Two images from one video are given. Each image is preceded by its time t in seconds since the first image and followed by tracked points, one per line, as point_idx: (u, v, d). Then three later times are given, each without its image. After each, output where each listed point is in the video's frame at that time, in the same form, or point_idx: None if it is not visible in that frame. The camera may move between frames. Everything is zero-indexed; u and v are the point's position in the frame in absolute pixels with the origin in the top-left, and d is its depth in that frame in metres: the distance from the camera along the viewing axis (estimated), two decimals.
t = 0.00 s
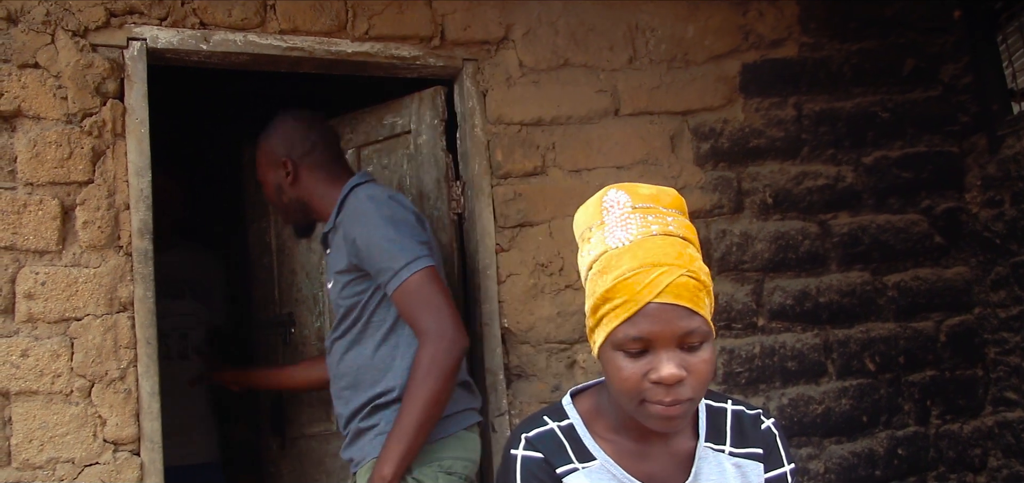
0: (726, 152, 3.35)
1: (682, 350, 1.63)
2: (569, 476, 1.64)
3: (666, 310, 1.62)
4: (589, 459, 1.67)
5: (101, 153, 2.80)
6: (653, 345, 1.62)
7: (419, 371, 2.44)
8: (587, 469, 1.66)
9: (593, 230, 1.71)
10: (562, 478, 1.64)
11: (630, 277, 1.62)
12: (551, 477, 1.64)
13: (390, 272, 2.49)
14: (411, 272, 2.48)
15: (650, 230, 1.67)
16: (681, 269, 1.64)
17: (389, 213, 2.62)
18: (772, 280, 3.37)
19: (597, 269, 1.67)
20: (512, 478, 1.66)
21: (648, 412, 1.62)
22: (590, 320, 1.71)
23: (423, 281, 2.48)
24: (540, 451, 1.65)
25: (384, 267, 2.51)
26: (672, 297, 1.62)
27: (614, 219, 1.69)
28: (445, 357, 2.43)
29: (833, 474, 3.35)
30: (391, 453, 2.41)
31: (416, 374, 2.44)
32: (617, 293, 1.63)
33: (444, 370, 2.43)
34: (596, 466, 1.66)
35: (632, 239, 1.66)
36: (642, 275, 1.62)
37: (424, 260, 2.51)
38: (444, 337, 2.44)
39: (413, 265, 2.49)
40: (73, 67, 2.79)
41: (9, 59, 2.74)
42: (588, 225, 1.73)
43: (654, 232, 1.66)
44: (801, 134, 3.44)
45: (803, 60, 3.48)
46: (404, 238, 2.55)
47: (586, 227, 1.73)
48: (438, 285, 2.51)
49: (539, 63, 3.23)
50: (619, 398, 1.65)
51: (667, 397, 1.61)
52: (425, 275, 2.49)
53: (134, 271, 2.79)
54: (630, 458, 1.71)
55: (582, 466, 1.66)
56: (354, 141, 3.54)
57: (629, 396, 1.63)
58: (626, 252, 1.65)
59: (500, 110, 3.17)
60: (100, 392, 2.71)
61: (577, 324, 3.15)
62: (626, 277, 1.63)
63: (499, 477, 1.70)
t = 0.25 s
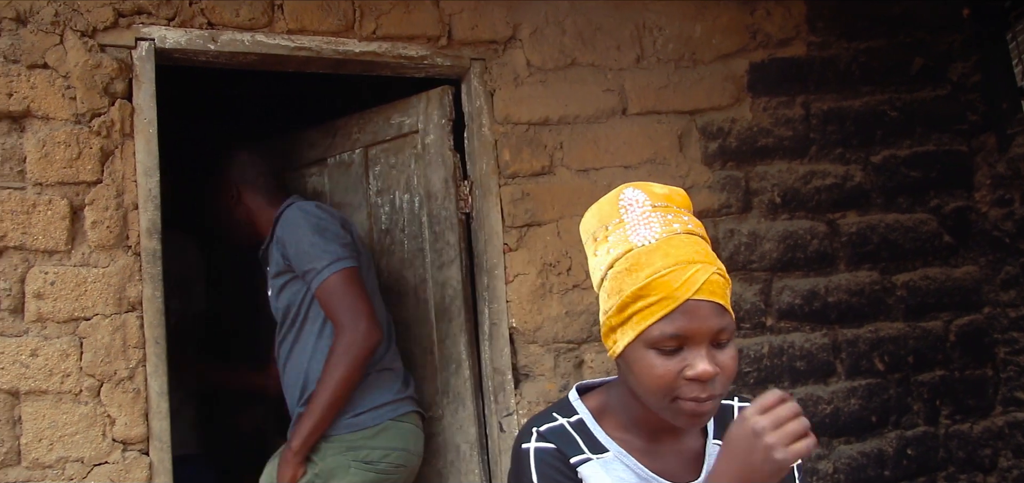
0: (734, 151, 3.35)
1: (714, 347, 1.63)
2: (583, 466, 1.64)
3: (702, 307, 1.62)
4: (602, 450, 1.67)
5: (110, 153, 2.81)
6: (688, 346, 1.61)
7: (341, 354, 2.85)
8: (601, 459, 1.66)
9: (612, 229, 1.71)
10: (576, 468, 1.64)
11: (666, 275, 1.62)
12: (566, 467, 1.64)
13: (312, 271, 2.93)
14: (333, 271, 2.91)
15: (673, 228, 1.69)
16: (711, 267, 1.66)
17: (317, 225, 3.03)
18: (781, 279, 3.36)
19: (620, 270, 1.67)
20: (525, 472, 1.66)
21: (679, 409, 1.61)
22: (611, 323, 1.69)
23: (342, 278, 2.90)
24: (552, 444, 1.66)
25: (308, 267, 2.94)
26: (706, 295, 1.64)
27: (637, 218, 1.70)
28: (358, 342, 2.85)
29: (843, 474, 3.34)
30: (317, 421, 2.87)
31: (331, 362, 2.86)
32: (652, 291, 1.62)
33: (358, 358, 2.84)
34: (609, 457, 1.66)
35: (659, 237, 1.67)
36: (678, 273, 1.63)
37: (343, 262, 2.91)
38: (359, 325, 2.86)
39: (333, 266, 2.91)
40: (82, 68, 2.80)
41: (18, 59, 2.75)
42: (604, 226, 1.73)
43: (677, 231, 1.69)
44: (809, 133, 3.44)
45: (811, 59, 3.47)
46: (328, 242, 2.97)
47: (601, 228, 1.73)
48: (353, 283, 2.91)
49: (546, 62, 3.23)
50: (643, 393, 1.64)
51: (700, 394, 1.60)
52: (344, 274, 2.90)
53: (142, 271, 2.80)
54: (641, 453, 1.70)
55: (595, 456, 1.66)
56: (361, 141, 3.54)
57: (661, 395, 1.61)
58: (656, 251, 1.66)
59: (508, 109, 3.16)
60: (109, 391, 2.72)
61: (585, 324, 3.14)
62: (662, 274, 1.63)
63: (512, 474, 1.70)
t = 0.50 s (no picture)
0: (743, 150, 3.34)
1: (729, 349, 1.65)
2: (598, 474, 1.65)
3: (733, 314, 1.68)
4: (616, 457, 1.68)
5: (119, 153, 2.81)
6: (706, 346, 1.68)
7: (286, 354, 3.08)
8: (615, 467, 1.66)
9: (634, 235, 1.72)
10: (591, 477, 1.65)
11: (702, 284, 1.65)
12: (581, 475, 1.64)
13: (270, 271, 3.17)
14: (287, 276, 3.15)
15: (697, 233, 1.72)
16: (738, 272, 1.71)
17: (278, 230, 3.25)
18: (790, 278, 3.35)
19: (650, 276, 1.67)
20: None
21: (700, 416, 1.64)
22: (637, 331, 1.69)
23: (294, 284, 3.14)
24: (565, 453, 1.67)
25: (268, 268, 3.19)
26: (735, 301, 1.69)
27: (661, 224, 1.71)
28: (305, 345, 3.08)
29: (853, 473, 3.33)
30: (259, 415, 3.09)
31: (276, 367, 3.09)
32: (689, 299, 1.65)
33: (297, 365, 3.07)
34: (623, 464, 1.67)
35: (688, 243, 1.69)
36: (713, 280, 1.66)
37: (297, 270, 3.17)
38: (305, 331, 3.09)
39: (287, 273, 3.15)
40: (92, 68, 2.81)
41: (28, 60, 2.76)
42: (624, 232, 1.73)
43: (701, 236, 1.72)
44: (818, 131, 3.43)
45: (820, 57, 3.46)
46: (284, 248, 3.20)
47: (621, 233, 1.74)
48: (308, 289, 3.16)
49: (555, 61, 3.22)
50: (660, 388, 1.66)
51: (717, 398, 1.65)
52: (296, 280, 3.15)
53: (152, 271, 2.80)
54: (652, 458, 1.70)
55: (609, 464, 1.67)
56: (370, 140, 3.54)
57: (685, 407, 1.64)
58: (687, 257, 1.68)
59: (517, 109, 3.16)
60: (119, 391, 2.73)
61: (594, 323, 3.14)
62: (698, 282, 1.65)
63: None
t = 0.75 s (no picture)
0: (753, 149, 3.33)
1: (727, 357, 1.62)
2: (605, 475, 1.65)
3: (738, 290, 1.67)
4: (622, 457, 1.67)
5: (130, 153, 2.82)
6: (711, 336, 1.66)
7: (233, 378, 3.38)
8: (622, 466, 1.66)
9: (634, 228, 1.72)
10: (597, 476, 1.65)
11: (705, 261, 1.66)
12: (588, 475, 1.64)
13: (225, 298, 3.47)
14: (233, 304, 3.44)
15: (695, 223, 1.74)
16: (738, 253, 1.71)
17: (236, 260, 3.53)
18: (800, 277, 3.34)
19: (653, 262, 1.67)
20: None
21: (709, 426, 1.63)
22: (643, 318, 1.67)
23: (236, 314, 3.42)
24: (571, 452, 1.66)
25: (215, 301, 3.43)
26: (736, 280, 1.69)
27: (659, 215, 1.73)
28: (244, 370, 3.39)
29: (864, 473, 3.32)
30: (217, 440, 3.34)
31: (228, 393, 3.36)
32: (692, 278, 1.65)
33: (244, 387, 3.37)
34: (629, 464, 1.67)
35: (687, 229, 1.71)
36: (714, 259, 1.67)
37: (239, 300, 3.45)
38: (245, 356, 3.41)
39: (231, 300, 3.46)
40: (103, 69, 2.82)
41: (40, 61, 2.77)
42: (624, 226, 1.74)
43: (699, 225, 1.74)
44: (829, 129, 3.42)
45: (830, 55, 3.45)
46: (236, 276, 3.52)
47: (621, 228, 1.74)
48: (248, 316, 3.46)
49: (564, 60, 3.22)
50: (666, 397, 1.65)
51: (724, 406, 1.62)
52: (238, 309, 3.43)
53: (163, 270, 2.81)
54: (659, 456, 1.69)
55: (617, 463, 1.66)
56: (379, 140, 3.54)
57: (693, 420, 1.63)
58: (688, 241, 1.69)
59: (526, 108, 3.16)
60: (130, 390, 2.74)
61: (604, 322, 3.14)
62: (701, 260, 1.66)
63: None
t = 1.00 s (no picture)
0: (766, 146, 3.32)
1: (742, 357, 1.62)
2: (616, 468, 1.65)
3: (743, 303, 1.65)
4: (634, 451, 1.68)
5: (144, 151, 2.83)
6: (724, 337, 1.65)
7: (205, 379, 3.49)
8: (633, 460, 1.67)
9: (629, 244, 1.68)
10: (608, 470, 1.65)
11: (706, 281, 1.63)
12: (600, 468, 1.65)
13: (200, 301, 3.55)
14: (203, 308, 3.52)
15: (691, 231, 1.69)
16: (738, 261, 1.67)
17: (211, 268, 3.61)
18: (814, 274, 3.33)
19: (653, 284, 1.64)
20: (557, 476, 1.65)
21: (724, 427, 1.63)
22: (649, 340, 1.66)
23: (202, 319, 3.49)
24: (583, 446, 1.66)
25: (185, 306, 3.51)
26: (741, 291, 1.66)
27: (653, 227, 1.68)
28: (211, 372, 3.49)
29: (877, 471, 3.31)
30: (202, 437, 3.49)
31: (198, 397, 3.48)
32: (697, 300, 1.62)
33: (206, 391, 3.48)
34: (641, 457, 1.67)
35: (683, 242, 1.66)
36: (716, 277, 1.63)
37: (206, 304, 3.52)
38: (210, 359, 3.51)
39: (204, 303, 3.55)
40: (117, 67, 2.83)
41: (55, 60, 2.78)
42: (618, 243, 1.70)
43: (695, 232, 1.68)
44: (842, 126, 3.41)
45: (844, 52, 3.44)
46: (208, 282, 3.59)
47: (615, 245, 1.70)
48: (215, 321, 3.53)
49: (577, 57, 3.22)
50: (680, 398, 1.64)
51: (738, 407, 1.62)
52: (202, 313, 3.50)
53: (177, 268, 2.82)
54: (669, 449, 1.70)
55: (628, 457, 1.67)
56: (391, 137, 3.55)
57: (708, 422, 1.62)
58: (686, 257, 1.64)
59: (539, 105, 3.16)
60: (145, 388, 2.75)
61: (617, 320, 3.14)
62: (702, 281, 1.62)
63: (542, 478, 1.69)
